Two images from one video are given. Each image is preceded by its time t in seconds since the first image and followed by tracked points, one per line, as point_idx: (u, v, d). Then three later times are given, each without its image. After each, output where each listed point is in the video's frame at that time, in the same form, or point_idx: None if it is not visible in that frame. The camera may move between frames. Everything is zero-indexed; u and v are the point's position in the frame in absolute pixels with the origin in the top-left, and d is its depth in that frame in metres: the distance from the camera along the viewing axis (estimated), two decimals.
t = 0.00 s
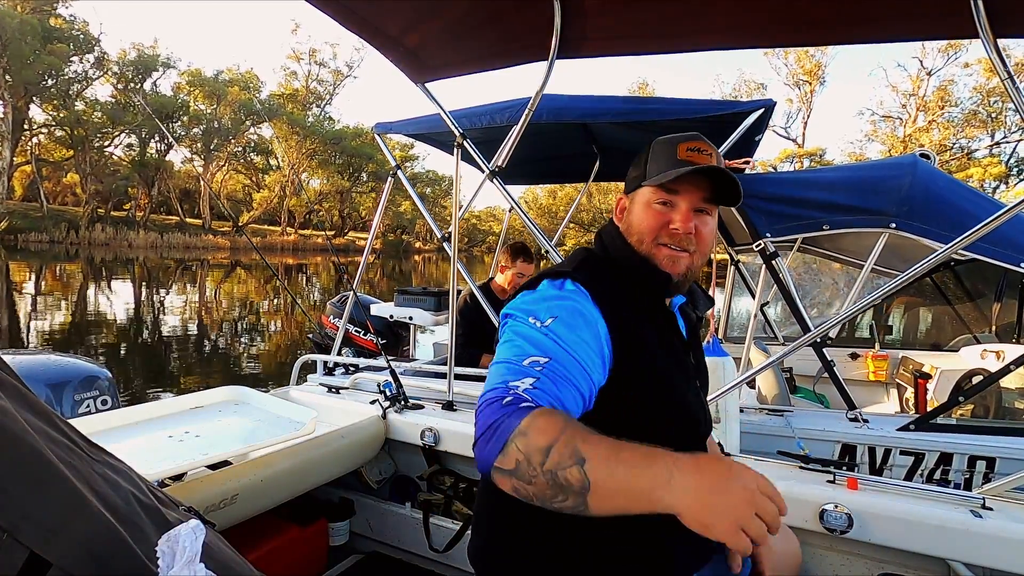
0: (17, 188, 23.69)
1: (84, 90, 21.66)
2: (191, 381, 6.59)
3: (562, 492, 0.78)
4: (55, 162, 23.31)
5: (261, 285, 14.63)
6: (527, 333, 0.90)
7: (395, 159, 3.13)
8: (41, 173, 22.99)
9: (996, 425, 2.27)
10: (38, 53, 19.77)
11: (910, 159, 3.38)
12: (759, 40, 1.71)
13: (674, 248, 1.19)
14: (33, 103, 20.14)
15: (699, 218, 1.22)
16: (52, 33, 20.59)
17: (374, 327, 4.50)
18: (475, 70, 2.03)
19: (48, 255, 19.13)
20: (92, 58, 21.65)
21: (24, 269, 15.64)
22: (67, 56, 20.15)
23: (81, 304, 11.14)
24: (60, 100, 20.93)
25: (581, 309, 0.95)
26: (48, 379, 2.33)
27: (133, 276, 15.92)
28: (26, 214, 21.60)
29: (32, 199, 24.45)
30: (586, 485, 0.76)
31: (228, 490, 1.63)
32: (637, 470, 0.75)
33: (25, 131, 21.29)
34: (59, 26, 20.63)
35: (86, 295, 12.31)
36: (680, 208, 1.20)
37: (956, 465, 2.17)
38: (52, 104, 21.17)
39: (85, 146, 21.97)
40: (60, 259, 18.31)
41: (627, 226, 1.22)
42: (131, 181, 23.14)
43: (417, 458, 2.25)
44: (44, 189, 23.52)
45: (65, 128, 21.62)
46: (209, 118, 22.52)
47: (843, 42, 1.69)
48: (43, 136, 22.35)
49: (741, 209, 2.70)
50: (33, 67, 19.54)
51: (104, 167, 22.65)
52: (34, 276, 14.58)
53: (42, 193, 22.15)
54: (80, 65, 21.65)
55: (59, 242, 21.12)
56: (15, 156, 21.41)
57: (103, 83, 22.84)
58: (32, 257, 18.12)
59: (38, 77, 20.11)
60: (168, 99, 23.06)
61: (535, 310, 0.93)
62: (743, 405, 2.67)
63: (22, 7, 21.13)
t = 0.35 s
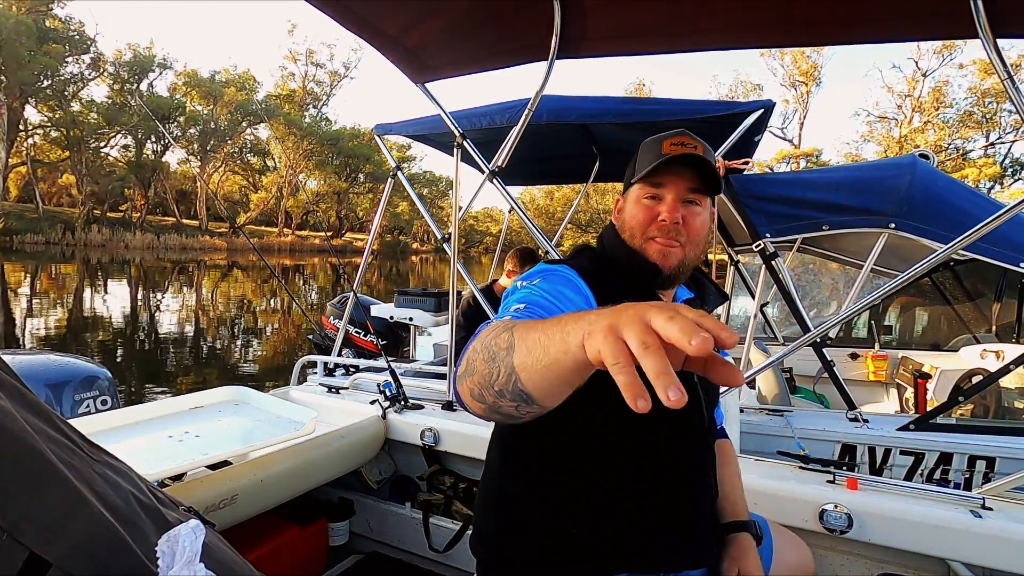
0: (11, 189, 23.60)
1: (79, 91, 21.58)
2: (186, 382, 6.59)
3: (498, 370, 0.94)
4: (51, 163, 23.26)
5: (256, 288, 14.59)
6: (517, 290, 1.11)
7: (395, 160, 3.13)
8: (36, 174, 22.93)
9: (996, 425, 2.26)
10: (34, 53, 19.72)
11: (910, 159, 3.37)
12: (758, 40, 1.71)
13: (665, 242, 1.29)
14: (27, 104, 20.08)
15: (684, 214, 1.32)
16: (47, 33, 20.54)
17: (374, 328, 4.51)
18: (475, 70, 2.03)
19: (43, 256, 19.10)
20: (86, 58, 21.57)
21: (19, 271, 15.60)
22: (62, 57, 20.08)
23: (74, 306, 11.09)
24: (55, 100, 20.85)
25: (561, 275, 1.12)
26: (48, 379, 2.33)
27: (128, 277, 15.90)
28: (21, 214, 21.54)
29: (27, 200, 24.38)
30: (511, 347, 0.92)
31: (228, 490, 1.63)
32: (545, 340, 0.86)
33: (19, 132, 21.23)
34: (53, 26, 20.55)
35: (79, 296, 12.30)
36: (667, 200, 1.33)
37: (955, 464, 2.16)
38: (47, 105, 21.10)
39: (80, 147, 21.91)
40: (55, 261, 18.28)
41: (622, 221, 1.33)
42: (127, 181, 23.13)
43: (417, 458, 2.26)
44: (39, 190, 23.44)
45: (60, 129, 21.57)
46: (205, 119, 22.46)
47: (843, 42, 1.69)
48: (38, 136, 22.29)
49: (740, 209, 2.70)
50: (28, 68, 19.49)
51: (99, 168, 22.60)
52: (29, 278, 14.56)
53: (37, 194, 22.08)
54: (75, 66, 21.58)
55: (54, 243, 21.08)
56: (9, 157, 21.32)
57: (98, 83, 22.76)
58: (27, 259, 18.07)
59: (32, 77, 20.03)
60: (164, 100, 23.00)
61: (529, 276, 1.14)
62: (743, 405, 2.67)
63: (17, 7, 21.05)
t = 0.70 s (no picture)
0: (7, 188, 23.55)
1: (76, 89, 21.53)
2: (181, 382, 6.58)
3: (487, 373, 0.96)
4: (47, 162, 23.22)
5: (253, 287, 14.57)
6: (499, 297, 1.13)
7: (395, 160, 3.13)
8: (32, 173, 22.89)
9: (995, 425, 2.27)
10: (30, 52, 19.67)
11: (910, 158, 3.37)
12: (758, 40, 1.71)
13: (634, 239, 1.30)
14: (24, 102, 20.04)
15: (650, 211, 1.34)
16: (43, 32, 20.50)
17: (374, 327, 4.51)
18: (475, 70, 2.03)
19: (40, 255, 19.08)
20: (83, 57, 21.53)
21: (15, 270, 15.58)
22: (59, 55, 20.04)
23: (69, 306, 11.06)
24: (52, 99, 20.81)
25: (541, 280, 1.15)
26: (47, 379, 2.32)
27: (125, 277, 15.88)
28: (17, 214, 21.50)
29: (23, 199, 24.34)
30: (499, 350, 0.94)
31: (228, 490, 1.63)
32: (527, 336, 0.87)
33: (15, 130, 21.18)
34: (50, 25, 20.50)
35: (74, 296, 12.28)
36: (633, 198, 1.34)
37: (955, 465, 2.17)
38: (44, 103, 21.06)
39: (77, 146, 21.88)
40: (51, 260, 18.26)
41: (590, 222, 1.35)
42: (124, 181, 23.09)
43: (417, 458, 2.26)
44: (35, 189, 23.41)
45: (57, 127, 21.52)
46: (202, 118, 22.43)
47: (843, 42, 1.69)
48: (34, 135, 22.24)
49: (740, 209, 2.70)
50: (24, 66, 19.47)
51: (95, 167, 22.58)
52: (25, 277, 14.54)
53: (34, 193, 22.04)
54: (72, 64, 21.53)
55: (50, 243, 21.05)
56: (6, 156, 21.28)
57: (95, 81, 22.71)
58: (23, 258, 18.05)
59: (29, 75, 19.99)
60: (162, 99, 22.97)
61: (509, 282, 1.16)
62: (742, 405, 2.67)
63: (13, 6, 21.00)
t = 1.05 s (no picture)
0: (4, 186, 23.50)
1: (74, 87, 21.51)
2: (178, 380, 6.57)
3: (482, 383, 0.95)
4: (45, 160, 23.17)
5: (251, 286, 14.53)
6: (480, 307, 1.12)
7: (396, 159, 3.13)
8: (29, 171, 22.85)
9: (996, 425, 2.27)
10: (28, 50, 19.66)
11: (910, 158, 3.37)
12: (758, 40, 1.71)
13: (613, 236, 1.30)
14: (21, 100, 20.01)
15: (628, 210, 1.34)
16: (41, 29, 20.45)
17: (374, 326, 4.51)
18: (476, 70, 2.03)
19: (38, 254, 19.03)
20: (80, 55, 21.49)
21: (12, 268, 15.55)
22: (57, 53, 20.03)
23: (64, 303, 11.02)
24: (49, 96, 20.79)
25: (522, 285, 1.14)
26: (47, 379, 2.32)
27: (122, 275, 15.83)
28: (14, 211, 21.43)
29: (20, 197, 24.28)
30: (492, 358, 0.93)
31: (228, 490, 1.63)
32: (525, 339, 0.87)
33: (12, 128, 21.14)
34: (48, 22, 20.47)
35: (70, 294, 12.23)
36: (610, 198, 1.34)
37: (955, 465, 2.16)
38: (41, 101, 21.04)
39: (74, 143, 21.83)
40: (48, 258, 18.22)
41: (568, 221, 1.34)
42: (121, 179, 23.05)
43: (417, 458, 2.26)
44: (33, 187, 23.36)
45: (54, 125, 21.48)
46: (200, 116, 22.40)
47: (843, 42, 1.69)
48: (32, 133, 22.18)
49: (740, 208, 2.71)
50: (22, 63, 19.47)
51: (93, 165, 22.53)
52: (22, 275, 14.51)
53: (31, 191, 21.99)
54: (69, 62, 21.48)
55: (48, 241, 21.01)
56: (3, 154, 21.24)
57: (92, 80, 22.67)
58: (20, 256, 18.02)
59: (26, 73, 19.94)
60: (160, 97, 22.94)
61: (487, 290, 1.15)
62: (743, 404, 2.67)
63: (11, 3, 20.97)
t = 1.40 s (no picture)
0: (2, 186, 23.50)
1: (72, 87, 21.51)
2: (176, 381, 6.57)
3: (511, 439, 0.84)
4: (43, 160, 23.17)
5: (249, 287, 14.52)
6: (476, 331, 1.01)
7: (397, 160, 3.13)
8: (27, 171, 22.83)
9: (996, 426, 2.27)
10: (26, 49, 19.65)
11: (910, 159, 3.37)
12: (757, 40, 1.72)
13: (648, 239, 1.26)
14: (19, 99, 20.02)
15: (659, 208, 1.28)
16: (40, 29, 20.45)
17: (374, 327, 4.52)
18: (476, 70, 2.03)
19: (35, 254, 19.00)
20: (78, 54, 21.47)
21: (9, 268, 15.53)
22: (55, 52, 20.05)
23: (60, 304, 10.99)
24: (47, 96, 20.78)
25: (521, 301, 1.05)
26: (48, 379, 2.33)
27: (120, 276, 15.81)
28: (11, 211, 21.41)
29: (18, 197, 24.24)
30: (523, 417, 0.82)
31: (229, 490, 1.63)
32: (566, 395, 0.79)
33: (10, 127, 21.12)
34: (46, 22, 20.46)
35: (67, 294, 12.22)
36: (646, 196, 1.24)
37: (955, 466, 2.17)
38: (39, 101, 21.03)
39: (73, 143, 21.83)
40: (46, 258, 18.19)
41: (604, 221, 1.21)
42: (119, 179, 23.03)
43: (417, 459, 2.26)
44: (30, 187, 23.33)
45: (52, 124, 21.46)
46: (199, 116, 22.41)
47: (842, 42, 1.69)
48: (30, 133, 22.16)
49: (741, 209, 2.72)
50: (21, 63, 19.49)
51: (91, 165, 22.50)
52: (19, 275, 14.50)
53: (29, 190, 21.97)
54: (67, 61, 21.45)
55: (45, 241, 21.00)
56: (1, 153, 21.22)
57: (90, 79, 22.64)
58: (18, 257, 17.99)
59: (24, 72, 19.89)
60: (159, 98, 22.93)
61: (478, 309, 1.05)
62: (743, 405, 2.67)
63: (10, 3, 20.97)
